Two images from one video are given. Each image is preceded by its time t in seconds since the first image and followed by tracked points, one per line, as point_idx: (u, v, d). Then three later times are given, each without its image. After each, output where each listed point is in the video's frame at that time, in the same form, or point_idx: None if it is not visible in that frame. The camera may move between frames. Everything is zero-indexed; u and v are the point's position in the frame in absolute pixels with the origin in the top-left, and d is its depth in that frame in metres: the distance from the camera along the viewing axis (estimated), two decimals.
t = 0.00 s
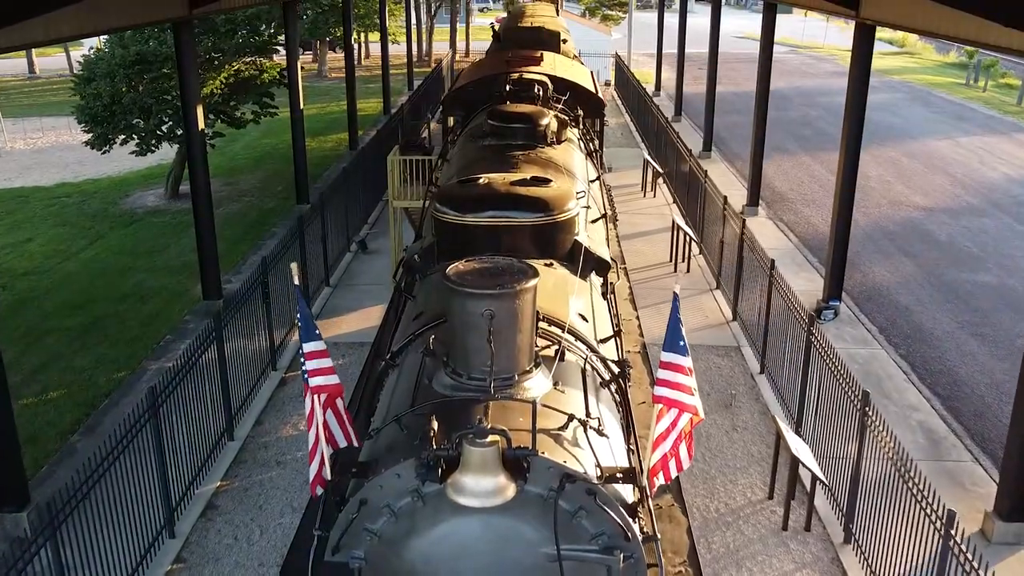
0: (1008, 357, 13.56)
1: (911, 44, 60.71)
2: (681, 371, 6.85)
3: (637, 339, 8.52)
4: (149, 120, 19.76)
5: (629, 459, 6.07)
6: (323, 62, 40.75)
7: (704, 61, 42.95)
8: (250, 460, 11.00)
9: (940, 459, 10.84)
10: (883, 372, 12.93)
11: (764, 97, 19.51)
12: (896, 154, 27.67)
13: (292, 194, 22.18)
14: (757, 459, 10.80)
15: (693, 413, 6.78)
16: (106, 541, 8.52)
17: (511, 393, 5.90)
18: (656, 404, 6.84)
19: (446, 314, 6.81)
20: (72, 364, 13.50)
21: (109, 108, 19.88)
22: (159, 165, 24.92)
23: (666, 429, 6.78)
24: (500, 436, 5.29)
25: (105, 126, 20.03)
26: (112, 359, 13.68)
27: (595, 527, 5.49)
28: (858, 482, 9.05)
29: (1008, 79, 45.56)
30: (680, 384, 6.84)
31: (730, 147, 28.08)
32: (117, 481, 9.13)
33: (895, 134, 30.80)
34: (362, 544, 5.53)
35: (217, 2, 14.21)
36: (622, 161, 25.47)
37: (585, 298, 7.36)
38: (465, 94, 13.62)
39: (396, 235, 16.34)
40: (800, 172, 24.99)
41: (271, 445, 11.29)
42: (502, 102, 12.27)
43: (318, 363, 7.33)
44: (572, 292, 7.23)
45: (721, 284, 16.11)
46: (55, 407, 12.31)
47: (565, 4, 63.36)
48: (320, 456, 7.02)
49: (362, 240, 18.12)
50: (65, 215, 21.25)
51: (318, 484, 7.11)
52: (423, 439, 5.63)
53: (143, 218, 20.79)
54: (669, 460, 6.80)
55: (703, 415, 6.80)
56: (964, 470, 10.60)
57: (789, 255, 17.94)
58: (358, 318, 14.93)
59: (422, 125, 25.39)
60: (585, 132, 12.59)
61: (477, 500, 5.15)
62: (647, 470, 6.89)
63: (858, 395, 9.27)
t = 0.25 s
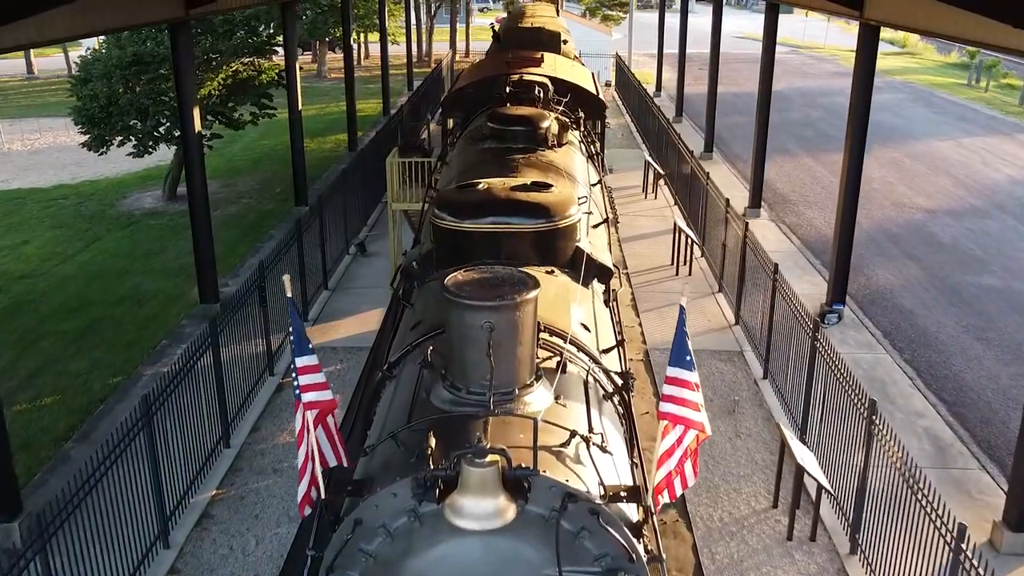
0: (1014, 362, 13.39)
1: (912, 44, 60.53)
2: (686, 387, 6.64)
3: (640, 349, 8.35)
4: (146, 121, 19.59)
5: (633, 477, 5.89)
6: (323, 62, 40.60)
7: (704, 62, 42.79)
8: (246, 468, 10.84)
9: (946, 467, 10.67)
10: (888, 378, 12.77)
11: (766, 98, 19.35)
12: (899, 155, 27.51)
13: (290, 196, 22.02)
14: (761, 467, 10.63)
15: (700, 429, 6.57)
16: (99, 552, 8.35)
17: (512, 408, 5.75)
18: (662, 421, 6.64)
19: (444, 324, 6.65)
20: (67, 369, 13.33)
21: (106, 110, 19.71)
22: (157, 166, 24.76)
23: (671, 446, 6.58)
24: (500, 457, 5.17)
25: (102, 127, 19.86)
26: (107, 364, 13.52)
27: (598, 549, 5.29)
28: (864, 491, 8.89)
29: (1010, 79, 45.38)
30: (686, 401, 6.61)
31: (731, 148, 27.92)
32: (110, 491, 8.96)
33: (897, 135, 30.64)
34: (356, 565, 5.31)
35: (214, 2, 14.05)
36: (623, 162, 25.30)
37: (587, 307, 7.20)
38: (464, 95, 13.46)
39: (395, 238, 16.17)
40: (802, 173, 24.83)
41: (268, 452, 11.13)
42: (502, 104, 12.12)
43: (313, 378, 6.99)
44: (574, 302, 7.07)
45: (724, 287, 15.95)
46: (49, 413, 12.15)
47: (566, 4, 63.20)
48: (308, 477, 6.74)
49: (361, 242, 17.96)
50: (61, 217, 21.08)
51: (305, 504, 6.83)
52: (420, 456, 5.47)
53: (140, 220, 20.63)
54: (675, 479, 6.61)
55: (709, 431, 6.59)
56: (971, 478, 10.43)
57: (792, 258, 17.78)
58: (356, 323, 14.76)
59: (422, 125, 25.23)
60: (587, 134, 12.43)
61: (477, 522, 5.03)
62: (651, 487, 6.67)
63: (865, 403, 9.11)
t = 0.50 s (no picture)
0: (1021, 369, 13.20)
1: (914, 45, 60.34)
2: (694, 409, 6.55)
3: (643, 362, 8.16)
4: (142, 123, 19.41)
5: (638, 500, 5.68)
6: (322, 63, 40.42)
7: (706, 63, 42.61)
8: (242, 478, 10.66)
9: (954, 477, 10.48)
10: (894, 385, 12.58)
11: (769, 100, 19.16)
12: (902, 157, 27.32)
13: (288, 198, 21.84)
14: (765, 477, 10.44)
15: (707, 453, 6.44)
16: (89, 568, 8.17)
17: (512, 429, 5.56)
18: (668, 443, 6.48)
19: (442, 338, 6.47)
20: (60, 376, 13.15)
21: (102, 112, 19.53)
22: (154, 168, 24.59)
23: (678, 470, 6.39)
24: (500, 482, 4.95)
25: (98, 129, 19.67)
26: (102, 370, 13.33)
27: None
28: (872, 504, 8.70)
29: (1012, 80, 45.17)
30: (693, 423, 6.51)
31: (733, 150, 27.74)
32: (102, 503, 8.78)
33: (899, 137, 30.45)
34: None
35: (210, 4, 13.86)
36: (624, 164, 25.12)
37: (589, 320, 7.02)
38: (464, 98, 13.28)
39: (394, 242, 15.99)
40: (804, 176, 24.64)
41: (264, 462, 10.94)
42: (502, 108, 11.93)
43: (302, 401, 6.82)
44: (576, 314, 6.88)
45: (726, 292, 15.76)
46: (42, 422, 11.97)
47: (566, 5, 63.05)
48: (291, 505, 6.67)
49: (359, 246, 17.77)
50: (57, 220, 20.90)
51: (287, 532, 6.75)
52: (417, 481, 5.28)
53: (137, 223, 20.45)
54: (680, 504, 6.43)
55: (717, 455, 6.46)
56: (980, 488, 10.24)
57: (795, 262, 17.59)
58: (354, 329, 14.57)
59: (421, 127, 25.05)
60: (588, 138, 12.24)
61: (474, 553, 4.81)
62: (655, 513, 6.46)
63: (872, 415, 8.93)
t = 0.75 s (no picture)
0: None
1: (915, 45, 60.16)
2: (700, 430, 6.35)
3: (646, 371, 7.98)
4: (139, 125, 19.24)
5: (642, 522, 5.48)
6: (321, 64, 40.24)
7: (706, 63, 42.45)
8: (237, 488, 10.50)
9: (961, 486, 10.31)
10: (899, 391, 12.40)
11: (772, 102, 18.98)
12: (904, 158, 27.15)
13: (286, 201, 21.67)
14: (769, 486, 10.27)
15: (714, 475, 6.26)
16: None
17: (511, 449, 5.40)
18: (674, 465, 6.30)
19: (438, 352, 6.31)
20: (54, 383, 12.98)
21: (99, 113, 19.35)
22: (152, 170, 24.44)
23: (684, 493, 6.26)
24: (499, 509, 4.79)
25: (95, 131, 19.48)
26: (96, 377, 13.16)
27: None
28: (879, 516, 8.51)
29: (1014, 80, 45.01)
30: (699, 445, 6.32)
31: (734, 151, 27.56)
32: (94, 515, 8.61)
33: (901, 138, 30.27)
34: None
35: (206, 5, 13.69)
36: (625, 166, 24.95)
37: (591, 332, 6.84)
38: (463, 100, 13.10)
39: (392, 246, 15.81)
40: (806, 178, 24.48)
41: (260, 471, 10.77)
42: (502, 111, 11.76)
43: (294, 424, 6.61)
44: (577, 326, 6.71)
45: (728, 296, 15.59)
46: (35, 429, 11.80)
47: (566, 5, 62.87)
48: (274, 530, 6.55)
49: (357, 249, 17.59)
50: (53, 223, 20.72)
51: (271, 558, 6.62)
52: (412, 503, 5.12)
53: (134, 225, 20.30)
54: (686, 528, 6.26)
55: (724, 477, 6.29)
56: (988, 498, 10.06)
57: (798, 265, 17.41)
58: (351, 334, 14.39)
59: (421, 129, 24.87)
60: (589, 142, 12.07)
61: None
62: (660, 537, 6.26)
63: (879, 424, 8.76)
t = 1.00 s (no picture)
0: None
1: (916, 45, 59.97)
2: (709, 454, 6.19)
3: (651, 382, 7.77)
4: (135, 127, 19.04)
5: (647, 549, 5.25)
6: (320, 64, 40.05)
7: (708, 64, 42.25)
8: (231, 498, 10.31)
9: (970, 496, 10.11)
10: (905, 398, 12.21)
11: (775, 103, 18.78)
12: (907, 159, 26.95)
13: (284, 203, 21.47)
14: (774, 497, 10.08)
15: (723, 502, 6.07)
16: None
17: (510, 471, 5.19)
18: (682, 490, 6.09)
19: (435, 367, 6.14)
20: (47, 389, 12.78)
21: (94, 115, 19.16)
22: (149, 172, 24.24)
23: (692, 519, 6.08)
24: (498, 540, 4.58)
25: (90, 133, 19.28)
26: (90, 383, 12.97)
27: None
28: (888, 530, 8.30)
29: (1016, 81, 44.80)
30: (709, 469, 6.14)
31: (736, 152, 27.37)
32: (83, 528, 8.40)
33: (904, 139, 30.07)
34: None
35: (202, 5, 13.48)
36: (626, 168, 24.75)
37: (594, 345, 6.65)
38: (462, 102, 12.90)
39: (391, 250, 15.62)
40: (808, 179, 24.27)
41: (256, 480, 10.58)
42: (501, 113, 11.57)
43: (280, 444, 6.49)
44: (579, 338, 6.51)
45: (731, 300, 15.39)
46: (27, 437, 11.60)
47: (566, 6, 62.71)
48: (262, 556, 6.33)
49: (356, 253, 17.39)
50: (49, 225, 20.53)
51: None
52: (406, 529, 4.90)
53: (130, 228, 20.11)
54: (694, 554, 6.09)
55: (733, 504, 6.10)
56: (997, 510, 9.86)
57: (801, 269, 17.21)
58: (349, 339, 14.19)
59: (420, 130, 24.66)
60: (590, 145, 11.87)
61: None
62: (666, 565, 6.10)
63: (888, 436, 8.56)
